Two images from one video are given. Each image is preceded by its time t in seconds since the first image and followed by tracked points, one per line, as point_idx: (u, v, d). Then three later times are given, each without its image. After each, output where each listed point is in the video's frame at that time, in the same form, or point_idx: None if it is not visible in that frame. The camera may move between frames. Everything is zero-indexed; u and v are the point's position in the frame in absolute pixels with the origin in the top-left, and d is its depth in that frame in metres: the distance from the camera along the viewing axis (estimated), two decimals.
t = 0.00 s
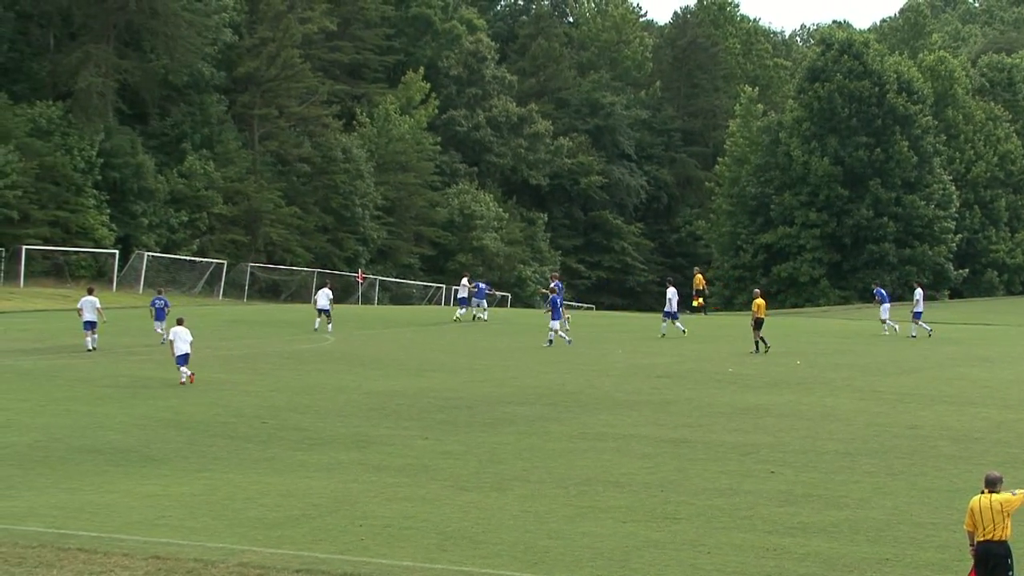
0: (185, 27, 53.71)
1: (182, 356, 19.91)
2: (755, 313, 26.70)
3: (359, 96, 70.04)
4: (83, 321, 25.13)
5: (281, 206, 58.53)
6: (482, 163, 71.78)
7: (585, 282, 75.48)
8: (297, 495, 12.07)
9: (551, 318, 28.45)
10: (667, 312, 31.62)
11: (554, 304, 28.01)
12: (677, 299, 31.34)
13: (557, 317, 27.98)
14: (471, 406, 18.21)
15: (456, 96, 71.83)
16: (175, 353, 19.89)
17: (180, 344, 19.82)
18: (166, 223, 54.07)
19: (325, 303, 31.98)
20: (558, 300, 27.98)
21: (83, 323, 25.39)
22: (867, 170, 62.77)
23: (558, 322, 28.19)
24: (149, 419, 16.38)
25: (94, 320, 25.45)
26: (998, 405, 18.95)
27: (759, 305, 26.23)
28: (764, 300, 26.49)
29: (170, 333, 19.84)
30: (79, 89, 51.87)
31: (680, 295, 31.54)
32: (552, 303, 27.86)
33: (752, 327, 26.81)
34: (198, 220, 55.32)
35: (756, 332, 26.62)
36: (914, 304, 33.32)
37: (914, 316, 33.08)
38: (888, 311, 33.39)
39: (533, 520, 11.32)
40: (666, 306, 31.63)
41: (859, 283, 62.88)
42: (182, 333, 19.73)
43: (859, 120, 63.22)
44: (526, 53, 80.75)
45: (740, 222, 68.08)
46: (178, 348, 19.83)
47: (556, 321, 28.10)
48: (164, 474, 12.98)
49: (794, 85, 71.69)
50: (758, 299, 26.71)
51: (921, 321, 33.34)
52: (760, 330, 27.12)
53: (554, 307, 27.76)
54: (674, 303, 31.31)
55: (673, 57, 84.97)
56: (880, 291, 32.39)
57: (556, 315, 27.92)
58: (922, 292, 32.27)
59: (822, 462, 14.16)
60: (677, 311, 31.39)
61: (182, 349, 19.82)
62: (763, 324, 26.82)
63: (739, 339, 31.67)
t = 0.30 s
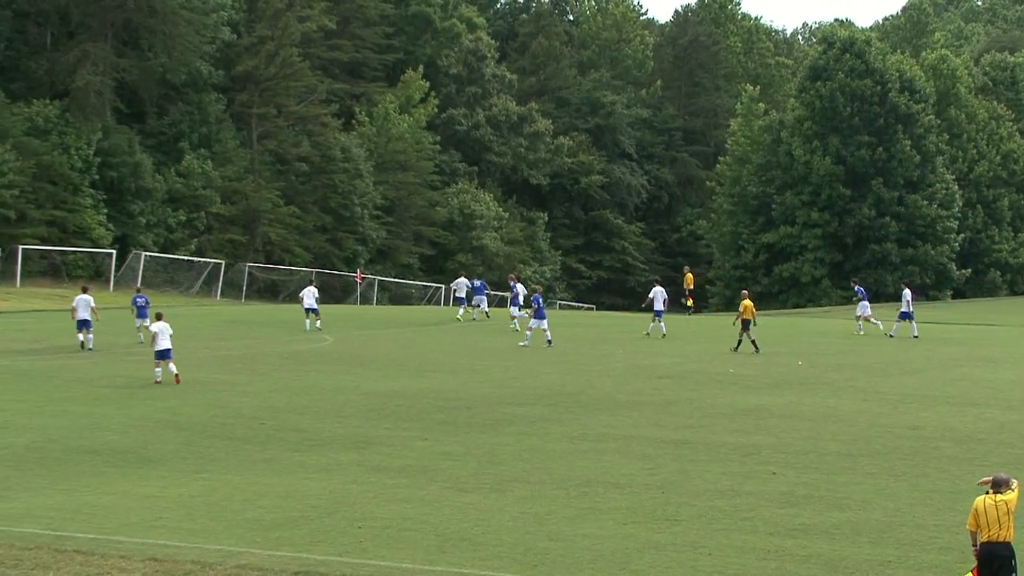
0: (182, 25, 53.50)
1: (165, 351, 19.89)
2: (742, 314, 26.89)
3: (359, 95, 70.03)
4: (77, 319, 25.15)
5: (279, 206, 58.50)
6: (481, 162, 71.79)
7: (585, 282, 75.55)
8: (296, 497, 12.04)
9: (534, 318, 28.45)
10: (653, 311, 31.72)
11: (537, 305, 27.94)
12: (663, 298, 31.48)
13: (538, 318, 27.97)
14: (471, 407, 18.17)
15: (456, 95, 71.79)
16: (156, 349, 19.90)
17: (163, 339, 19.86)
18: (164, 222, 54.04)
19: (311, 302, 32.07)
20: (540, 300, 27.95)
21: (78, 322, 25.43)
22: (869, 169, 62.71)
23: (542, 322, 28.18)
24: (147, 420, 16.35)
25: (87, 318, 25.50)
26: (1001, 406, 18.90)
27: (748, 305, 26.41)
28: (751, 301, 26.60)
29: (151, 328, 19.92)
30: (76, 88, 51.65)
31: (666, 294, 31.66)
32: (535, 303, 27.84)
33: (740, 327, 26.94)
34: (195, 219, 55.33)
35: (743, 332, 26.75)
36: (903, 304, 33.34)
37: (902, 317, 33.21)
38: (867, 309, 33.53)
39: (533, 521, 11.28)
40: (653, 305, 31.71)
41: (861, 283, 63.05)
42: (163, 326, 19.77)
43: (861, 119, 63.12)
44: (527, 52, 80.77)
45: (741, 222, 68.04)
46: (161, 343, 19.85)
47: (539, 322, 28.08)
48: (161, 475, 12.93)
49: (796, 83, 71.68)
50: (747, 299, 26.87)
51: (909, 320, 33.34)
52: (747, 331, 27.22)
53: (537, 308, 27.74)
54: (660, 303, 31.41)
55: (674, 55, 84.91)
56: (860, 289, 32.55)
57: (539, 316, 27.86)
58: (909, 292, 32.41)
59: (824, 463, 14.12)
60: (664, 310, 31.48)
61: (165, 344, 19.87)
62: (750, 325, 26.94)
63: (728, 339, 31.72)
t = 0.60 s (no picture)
0: (174, 19, 53.38)
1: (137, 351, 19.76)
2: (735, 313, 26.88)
3: (354, 91, 70.11)
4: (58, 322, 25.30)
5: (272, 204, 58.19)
6: (481, 159, 71.67)
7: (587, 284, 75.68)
8: (291, 503, 11.89)
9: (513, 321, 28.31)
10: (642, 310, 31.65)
11: (515, 308, 27.80)
12: (653, 298, 31.39)
13: (517, 321, 27.76)
14: (472, 411, 18.03)
15: (455, 91, 71.32)
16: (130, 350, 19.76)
17: (135, 339, 19.71)
18: (155, 221, 54.18)
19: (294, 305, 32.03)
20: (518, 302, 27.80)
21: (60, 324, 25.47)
22: (878, 167, 62.51)
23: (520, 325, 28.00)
24: (137, 424, 16.20)
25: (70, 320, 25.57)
26: (1014, 410, 18.70)
27: (739, 304, 26.37)
28: (743, 301, 26.61)
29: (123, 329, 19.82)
30: (65, 83, 51.36)
31: (655, 294, 31.58)
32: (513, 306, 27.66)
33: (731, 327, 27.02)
34: (187, 219, 55.48)
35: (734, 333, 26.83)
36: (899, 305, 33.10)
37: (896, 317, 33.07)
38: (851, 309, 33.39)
39: (534, 528, 11.12)
40: (642, 305, 31.62)
41: (869, 283, 63.25)
42: (137, 327, 19.64)
43: (871, 116, 62.92)
44: (527, 46, 80.82)
45: (747, 221, 67.86)
46: (135, 344, 19.71)
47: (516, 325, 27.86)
48: (151, 481, 12.78)
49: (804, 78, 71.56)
50: (740, 300, 26.84)
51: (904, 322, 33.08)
52: (740, 331, 27.33)
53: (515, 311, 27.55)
54: (649, 302, 31.33)
55: (678, 49, 84.09)
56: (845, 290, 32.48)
57: (516, 318, 27.65)
58: (905, 292, 32.27)
59: (833, 469, 13.94)
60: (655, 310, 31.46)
61: (137, 345, 19.72)
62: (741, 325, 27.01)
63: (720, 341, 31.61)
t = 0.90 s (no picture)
0: (163, 14, 53.47)
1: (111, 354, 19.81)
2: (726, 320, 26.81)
3: (349, 87, 69.93)
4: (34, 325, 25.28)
5: (266, 205, 58.09)
6: (480, 158, 71.62)
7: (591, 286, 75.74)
8: (284, 513, 11.69)
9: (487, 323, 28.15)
10: (634, 314, 31.56)
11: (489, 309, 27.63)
12: (644, 303, 31.38)
13: (491, 322, 27.55)
14: (473, 417, 17.86)
15: (454, 88, 71.37)
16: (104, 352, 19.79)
17: (110, 342, 19.75)
18: (144, 223, 54.06)
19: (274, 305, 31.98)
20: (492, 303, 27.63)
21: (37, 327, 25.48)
22: (891, 166, 62.18)
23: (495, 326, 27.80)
24: (126, 432, 16.03)
25: (46, 323, 25.55)
26: None
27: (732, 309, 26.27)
28: (734, 305, 26.43)
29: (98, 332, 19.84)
30: (52, 80, 50.80)
31: (645, 299, 31.44)
32: (488, 307, 27.54)
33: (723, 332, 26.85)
34: (178, 219, 55.08)
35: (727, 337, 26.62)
36: (898, 309, 32.83)
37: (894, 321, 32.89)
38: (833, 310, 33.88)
39: (537, 539, 10.93)
40: (633, 310, 31.52)
41: (882, 286, 62.59)
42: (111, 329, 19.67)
43: (882, 113, 62.60)
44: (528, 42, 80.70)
45: (755, 221, 67.76)
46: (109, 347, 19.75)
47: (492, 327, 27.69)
48: (141, 491, 12.59)
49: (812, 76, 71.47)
50: (730, 303, 26.77)
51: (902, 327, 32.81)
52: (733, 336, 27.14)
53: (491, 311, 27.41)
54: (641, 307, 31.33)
55: (684, 45, 84.08)
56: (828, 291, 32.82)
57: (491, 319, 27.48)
58: (903, 296, 32.08)
59: (844, 477, 13.74)
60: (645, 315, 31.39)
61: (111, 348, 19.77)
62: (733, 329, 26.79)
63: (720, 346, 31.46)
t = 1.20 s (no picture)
0: (153, 10, 52.83)
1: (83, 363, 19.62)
2: (717, 324, 26.67)
3: (346, 87, 69.54)
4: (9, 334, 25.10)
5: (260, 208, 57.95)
6: (481, 160, 71.62)
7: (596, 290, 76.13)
8: (279, 526, 11.51)
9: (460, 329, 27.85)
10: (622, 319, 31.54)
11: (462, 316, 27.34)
12: (631, 307, 31.41)
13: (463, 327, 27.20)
14: (475, 427, 17.67)
15: (453, 87, 71.44)
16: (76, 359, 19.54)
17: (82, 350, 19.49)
18: (134, 225, 53.59)
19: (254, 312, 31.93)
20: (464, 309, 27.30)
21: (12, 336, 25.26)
22: (904, 168, 61.78)
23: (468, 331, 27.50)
24: (114, 442, 15.83)
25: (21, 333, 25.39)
26: None
27: (723, 313, 26.16)
28: (726, 309, 26.29)
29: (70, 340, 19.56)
30: (39, 79, 50.52)
31: (633, 301, 31.42)
32: (461, 313, 27.21)
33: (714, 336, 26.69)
34: (169, 222, 54.87)
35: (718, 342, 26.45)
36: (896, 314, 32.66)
37: (893, 325, 32.67)
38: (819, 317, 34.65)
39: (539, 552, 10.75)
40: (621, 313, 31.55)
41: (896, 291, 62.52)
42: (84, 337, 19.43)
43: (896, 112, 62.29)
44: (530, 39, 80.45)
45: (764, 224, 67.63)
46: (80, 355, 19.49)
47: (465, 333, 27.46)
48: (131, 502, 12.42)
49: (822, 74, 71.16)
50: (722, 307, 26.64)
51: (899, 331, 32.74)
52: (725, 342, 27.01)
53: (463, 318, 27.10)
54: (629, 310, 31.34)
55: (691, 43, 84.72)
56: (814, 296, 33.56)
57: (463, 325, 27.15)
58: (900, 301, 31.92)
59: (856, 489, 13.53)
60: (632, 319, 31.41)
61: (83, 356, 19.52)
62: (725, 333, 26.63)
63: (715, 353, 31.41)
